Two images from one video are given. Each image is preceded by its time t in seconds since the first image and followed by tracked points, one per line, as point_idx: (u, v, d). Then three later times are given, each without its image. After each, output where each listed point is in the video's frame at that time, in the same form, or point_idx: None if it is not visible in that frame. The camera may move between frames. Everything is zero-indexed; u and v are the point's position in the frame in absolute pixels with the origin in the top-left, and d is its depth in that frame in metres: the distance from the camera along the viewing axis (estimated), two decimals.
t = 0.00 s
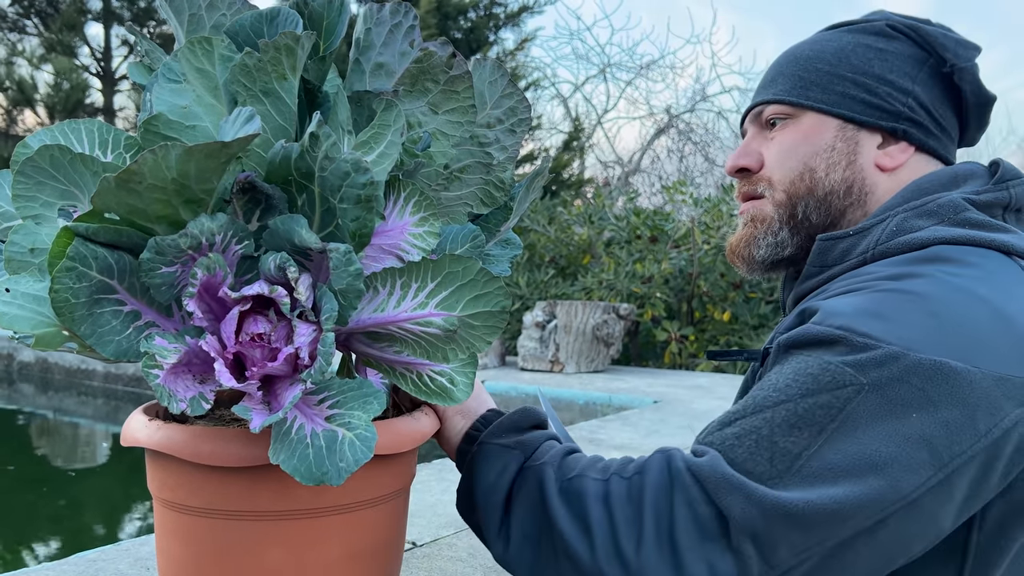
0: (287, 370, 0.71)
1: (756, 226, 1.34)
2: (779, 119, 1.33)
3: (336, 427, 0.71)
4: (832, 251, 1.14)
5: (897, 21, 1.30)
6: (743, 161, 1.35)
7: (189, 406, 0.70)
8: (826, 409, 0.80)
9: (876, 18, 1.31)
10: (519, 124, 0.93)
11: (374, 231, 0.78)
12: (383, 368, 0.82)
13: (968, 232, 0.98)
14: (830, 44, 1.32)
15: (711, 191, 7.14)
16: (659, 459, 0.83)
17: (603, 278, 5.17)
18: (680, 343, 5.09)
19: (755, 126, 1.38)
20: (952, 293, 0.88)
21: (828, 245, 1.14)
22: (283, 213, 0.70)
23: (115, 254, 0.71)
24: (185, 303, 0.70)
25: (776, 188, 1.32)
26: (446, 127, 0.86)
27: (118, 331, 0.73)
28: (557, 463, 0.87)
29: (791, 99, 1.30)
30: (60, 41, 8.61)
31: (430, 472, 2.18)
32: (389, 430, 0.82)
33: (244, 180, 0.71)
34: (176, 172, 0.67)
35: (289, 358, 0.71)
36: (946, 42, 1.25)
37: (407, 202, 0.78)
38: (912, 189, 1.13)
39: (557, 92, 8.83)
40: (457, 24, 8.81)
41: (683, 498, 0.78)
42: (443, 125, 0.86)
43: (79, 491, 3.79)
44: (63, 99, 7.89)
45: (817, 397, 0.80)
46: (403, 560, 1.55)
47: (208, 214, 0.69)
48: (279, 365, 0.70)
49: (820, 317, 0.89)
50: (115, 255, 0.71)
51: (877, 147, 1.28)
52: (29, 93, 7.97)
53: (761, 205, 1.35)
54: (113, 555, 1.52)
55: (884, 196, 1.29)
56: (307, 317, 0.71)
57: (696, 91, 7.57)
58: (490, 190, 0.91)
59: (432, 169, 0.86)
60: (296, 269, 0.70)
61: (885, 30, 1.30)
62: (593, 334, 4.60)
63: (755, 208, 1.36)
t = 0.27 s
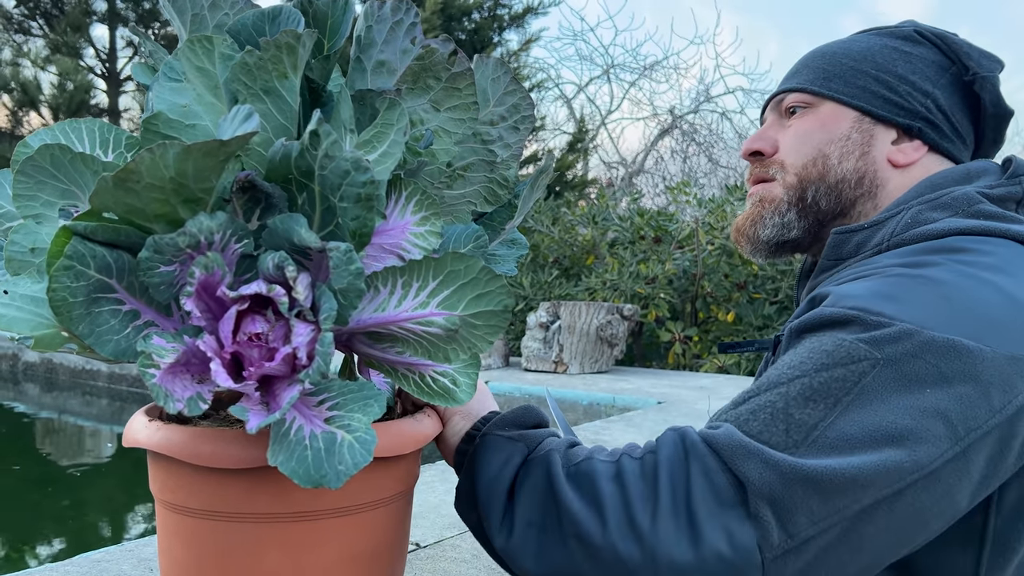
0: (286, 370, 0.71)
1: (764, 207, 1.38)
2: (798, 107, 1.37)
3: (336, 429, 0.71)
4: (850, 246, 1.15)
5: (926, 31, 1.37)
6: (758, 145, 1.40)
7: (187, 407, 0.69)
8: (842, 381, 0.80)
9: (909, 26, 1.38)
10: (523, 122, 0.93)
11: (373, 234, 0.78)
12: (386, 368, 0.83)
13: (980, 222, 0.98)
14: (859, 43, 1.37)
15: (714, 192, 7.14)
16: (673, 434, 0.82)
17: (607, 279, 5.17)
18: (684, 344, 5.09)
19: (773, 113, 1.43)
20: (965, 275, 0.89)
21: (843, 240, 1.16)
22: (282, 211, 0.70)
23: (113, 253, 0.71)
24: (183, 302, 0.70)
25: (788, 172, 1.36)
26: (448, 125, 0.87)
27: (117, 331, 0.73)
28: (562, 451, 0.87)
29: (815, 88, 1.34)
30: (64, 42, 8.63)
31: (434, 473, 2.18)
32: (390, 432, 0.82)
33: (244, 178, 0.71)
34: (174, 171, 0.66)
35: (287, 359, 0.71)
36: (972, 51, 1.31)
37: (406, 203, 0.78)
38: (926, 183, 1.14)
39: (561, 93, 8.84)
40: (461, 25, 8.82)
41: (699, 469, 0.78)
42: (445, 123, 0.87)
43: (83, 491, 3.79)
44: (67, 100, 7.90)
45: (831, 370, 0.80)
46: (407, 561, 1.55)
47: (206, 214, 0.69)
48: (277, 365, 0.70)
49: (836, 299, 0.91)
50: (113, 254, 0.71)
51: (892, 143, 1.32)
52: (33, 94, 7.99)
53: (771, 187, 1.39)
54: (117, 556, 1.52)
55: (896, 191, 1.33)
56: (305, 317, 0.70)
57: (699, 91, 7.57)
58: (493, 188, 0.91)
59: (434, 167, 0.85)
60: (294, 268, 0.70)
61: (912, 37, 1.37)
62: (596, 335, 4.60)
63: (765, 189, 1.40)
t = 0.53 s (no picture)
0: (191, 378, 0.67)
1: (776, 199, 1.37)
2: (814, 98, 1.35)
3: (244, 443, 0.66)
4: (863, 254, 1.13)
5: (947, 30, 1.36)
6: (772, 135, 1.39)
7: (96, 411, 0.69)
8: (888, 387, 0.78)
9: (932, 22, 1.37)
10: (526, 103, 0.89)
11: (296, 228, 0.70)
12: (360, 379, 0.79)
13: (994, 224, 0.97)
14: (883, 36, 1.36)
15: (719, 192, 7.12)
16: (713, 450, 0.79)
17: (611, 279, 5.17)
18: (688, 344, 5.07)
19: (789, 104, 1.42)
20: (988, 279, 0.89)
21: (855, 241, 1.16)
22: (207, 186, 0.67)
23: (43, 257, 0.73)
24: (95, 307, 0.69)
25: (802, 164, 1.35)
26: (429, 110, 0.80)
27: (59, 334, 0.75)
28: (585, 474, 0.82)
29: (833, 80, 1.32)
30: (69, 44, 8.64)
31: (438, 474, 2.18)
32: (392, 443, 0.81)
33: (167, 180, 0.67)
34: (66, 172, 0.65)
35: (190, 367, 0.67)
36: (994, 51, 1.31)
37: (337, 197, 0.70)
38: (938, 184, 1.13)
39: (565, 93, 8.83)
40: (465, 26, 8.83)
41: (747, 481, 0.75)
42: (425, 108, 0.80)
43: (89, 493, 3.80)
44: (72, 102, 7.91)
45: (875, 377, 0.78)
46: (410, 563, 1.55)
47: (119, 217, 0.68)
48: (176, 374, 0.66)
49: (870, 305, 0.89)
50: (43, 258, 0.73)
51: (909, 140, 1.31)
52: (38, 96, 8.02)
53: (785, 178, 1.38)
54: (120, 559, 1.52)
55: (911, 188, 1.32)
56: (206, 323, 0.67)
57: (704, 91, 7.56)
58: (503, 178, 0.90)
59: (417, 157, 0.82)
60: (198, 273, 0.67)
61: (935, 34, 1.36)
62: (600, 336, 4.59)
63: (778, 181, 1.39)
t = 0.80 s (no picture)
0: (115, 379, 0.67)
1: (793, 196, 1.33)
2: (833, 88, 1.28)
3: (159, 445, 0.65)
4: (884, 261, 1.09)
5: (978, 11, 1.27)
6: (789, 127, 1.31)
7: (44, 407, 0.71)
8: (939, 399, 0.73)
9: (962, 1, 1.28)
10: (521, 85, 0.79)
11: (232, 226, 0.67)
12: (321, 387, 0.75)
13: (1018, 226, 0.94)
14: (903, 21, 1.29)
15: (724, 192, 7.12)
16: (767, 473, 0.72)
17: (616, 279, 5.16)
18: (693, 345, 5.06)
19: (807, 93, 1.34)
20: (1018, 286, 0.85)
21: (870, 240, 1.14)
22: (157, 179, 0.68)
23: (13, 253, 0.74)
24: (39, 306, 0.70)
25: (820, 161, 1.29)
26: (400, 97, 0.74)
27: (40, 332, 0.75)
28: (618, 497, 0.75)
29: (854, 70, 1.26)
30: (74, 44, 8.66)
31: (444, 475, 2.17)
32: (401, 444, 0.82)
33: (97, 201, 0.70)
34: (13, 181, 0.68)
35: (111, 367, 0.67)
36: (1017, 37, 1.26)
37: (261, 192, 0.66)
38: (961, 182, 1.11)
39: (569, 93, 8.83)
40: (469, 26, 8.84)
41: (812, 501, 0.69)
42: (396, 94, 0.74)
43: (95, 493, 3.80)
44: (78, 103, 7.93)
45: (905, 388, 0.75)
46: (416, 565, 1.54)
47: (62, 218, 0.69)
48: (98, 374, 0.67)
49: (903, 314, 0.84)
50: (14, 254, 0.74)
51: (931, 138, 1.25)
52: (44, 97, 8.04)
53: (801, 174, 1.32)
54: (126, 560, 1.51)
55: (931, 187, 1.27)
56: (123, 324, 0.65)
57: (708, 91, 7.54)
58: (507, 172, 0.81)
59: (394, 148, 0.76)
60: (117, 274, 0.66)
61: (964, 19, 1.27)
62: (605, 336, 4.58)
63: (794, 176, 1.33)
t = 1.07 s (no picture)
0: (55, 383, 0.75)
1: (807, 192, 1.31)
2: (853, 83, 1.28)
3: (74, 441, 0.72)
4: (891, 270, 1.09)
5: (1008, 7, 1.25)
6: (805, 118, 1.31)
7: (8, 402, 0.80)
8: (994, 421, 0.72)
9: None
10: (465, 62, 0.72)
11: (154, 216, 0.69)
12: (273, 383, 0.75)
13: None
14: (931, 15, 1.26)
15: (729, 192, 7.10)
16: (830, 503, 0.70)
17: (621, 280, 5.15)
18: (698, 345, 5.05)
19: (824, 85, 1.33)
20: None
21: (878, 242, 1.13)
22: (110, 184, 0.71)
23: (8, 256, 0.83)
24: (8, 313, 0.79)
25: (837, 158, 1.29)
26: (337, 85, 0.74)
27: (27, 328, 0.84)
28: (668, 531, 0.72)
29: (879, 63, 1.24)
30: (79, 47, 8.68)
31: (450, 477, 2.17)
32: (406, 456, 0.82)
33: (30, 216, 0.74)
34: None
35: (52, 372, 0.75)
36: None
37: (165, 193, 0.66)
38: (971, 185, 1.11)
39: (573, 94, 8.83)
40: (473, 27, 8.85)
41: (886, 536, 0.67)
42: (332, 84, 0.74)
43: (101, 494, 3.81)
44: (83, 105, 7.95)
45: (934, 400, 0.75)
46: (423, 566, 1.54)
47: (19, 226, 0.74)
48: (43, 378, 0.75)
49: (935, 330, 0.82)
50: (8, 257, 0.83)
51: (952, 139, 1.26)
52: (49, 99, 8.06)
53: (817, 170, 1.31)
54: (135, 560, 1.52)
55: (943, 188, 1.28)
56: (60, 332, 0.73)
57: (713, 91, 7.53)
58: (468, 161, 0.74)
59: (335, 139, 0.74)
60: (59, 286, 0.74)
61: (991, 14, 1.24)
62: (610, 337, 4.58)
63: (808, 171, 1.32)
